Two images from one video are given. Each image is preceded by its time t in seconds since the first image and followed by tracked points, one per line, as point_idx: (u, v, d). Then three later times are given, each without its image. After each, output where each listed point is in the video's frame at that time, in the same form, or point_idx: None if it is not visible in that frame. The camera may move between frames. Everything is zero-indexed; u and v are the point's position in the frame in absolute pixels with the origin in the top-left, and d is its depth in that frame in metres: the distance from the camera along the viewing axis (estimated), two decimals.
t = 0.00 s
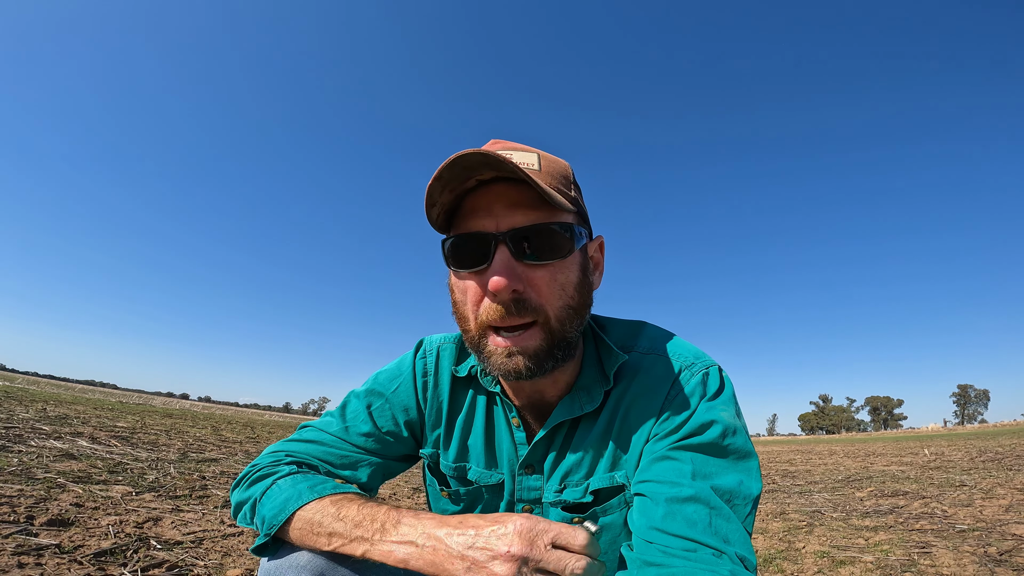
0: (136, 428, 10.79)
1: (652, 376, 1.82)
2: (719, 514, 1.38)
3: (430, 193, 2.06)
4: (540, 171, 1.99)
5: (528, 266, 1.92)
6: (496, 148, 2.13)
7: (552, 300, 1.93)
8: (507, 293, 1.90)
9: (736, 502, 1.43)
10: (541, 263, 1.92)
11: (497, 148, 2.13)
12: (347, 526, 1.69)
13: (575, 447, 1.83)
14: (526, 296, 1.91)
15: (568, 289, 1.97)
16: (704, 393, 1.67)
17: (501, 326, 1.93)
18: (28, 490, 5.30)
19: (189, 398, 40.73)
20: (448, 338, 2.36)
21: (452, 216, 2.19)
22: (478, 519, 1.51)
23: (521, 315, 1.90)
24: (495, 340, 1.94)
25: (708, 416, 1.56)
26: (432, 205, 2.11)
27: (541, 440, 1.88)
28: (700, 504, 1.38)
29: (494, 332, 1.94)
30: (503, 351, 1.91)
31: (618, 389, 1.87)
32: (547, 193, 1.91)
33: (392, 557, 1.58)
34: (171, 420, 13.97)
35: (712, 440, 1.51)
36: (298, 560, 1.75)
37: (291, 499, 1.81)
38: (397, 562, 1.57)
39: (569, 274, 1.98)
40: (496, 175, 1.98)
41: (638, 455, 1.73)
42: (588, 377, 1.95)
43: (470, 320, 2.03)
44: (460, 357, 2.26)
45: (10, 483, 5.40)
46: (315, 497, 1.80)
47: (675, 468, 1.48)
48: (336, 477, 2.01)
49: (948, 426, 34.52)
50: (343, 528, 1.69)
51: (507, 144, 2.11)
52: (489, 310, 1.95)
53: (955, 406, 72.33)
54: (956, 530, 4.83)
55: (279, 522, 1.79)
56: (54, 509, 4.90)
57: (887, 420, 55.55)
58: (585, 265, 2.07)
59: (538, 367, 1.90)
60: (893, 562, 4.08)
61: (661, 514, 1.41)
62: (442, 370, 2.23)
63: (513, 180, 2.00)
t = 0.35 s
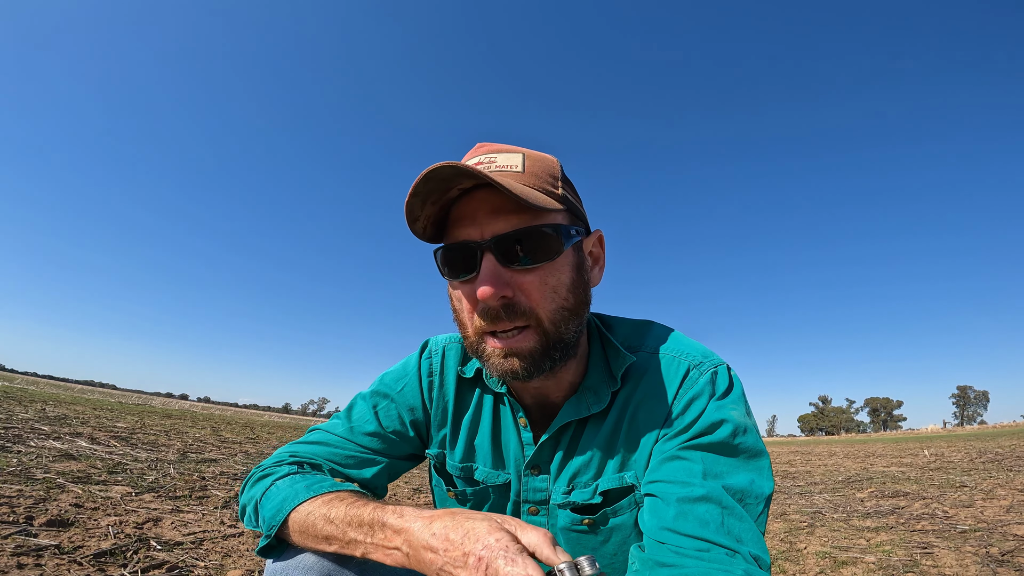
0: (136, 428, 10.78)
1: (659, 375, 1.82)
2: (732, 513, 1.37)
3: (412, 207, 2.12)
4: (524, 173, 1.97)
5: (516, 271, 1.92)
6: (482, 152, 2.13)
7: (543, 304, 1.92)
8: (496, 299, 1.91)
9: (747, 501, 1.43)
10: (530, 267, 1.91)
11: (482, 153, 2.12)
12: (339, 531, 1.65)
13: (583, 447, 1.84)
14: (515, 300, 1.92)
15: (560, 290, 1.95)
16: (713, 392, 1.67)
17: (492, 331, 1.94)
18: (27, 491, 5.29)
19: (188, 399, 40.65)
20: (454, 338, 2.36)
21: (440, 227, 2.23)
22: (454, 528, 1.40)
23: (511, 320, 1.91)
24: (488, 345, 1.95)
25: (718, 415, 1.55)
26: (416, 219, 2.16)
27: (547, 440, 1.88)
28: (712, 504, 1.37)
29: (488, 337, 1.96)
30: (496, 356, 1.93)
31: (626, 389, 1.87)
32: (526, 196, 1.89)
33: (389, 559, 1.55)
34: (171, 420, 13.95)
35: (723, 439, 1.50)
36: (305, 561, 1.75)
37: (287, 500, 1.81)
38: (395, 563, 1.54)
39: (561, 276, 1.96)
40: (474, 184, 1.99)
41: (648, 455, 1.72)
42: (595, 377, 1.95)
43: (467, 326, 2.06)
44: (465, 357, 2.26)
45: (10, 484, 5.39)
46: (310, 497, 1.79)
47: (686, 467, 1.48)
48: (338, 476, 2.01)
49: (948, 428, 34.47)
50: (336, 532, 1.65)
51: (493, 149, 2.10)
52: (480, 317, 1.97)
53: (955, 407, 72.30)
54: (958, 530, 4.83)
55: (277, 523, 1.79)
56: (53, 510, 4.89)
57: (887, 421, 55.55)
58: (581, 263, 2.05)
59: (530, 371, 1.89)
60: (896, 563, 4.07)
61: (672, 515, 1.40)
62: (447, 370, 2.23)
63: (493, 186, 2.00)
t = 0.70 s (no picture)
0: (134, 428, 10.76)
1: (655, 378, 1.80)
2: (724, 517, 1.36)
3: (401, 219, 2.13)
4: (513, 179, 1.97)
5: (505, 280, 1.91)
6: (471, 160, 2.12)
7: (533, 312, 1.91)
8: (486, 308, 1.90)
9: (740, 505, 1.42)
10: (519, 276, 1.91)
11: (471, 160, 2.12)
12: (324, 537, 1.64)
13: (576, 449, 1.82)
14: (505, 309, 1.91)
15: (550, 298, 1.94)
16: (708, 395, 1.65)
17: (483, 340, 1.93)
18: (24, 490, 5.27)
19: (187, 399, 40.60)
20: (448, 337, 2.35)
21: (431, 237, 2.24)
22: (438, 543, 1.39)
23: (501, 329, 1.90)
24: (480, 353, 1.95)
25: (712, 419, 1.54)
26: (405, 231, 2.18)
27: (540, 441, 1.87)
28: (705, 508, 1.36)
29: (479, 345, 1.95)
30: (487, 365, 1.93)
31: (620, 391, 1.86)
32: (513, 203, 1.88)
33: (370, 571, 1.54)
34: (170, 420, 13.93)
35: (717, 443, 1.49)
36: (294, 564, 1.74)
37: (275, 504, 1.80)
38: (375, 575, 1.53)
39: (551, 283, 1.95)
40: (462, 194, 2.00)
41: (642, 458, 1.70)
42: (589, 378, 1.94)
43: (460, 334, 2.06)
44: (459, 356, 2.24)
45: (6, 484, 5.38)
46: (297, 501, 1.78)
47: (679, 471, 1.47)
48: (329, 478, 1.99)
49: (948, 429, 34.44)
50: (321, 537, 1.64)
51: (482, 155, 2.10)
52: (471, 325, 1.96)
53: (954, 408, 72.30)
54: (956, 532, 4.82)
55: (265, 527, 1.78)
56: (49, 510, 4.87)
57: (886, 422, 55.59)
58: (572, 269, 2.03)
59: (520, 379, 1.89)
60: (893, 565, 4.06)
61: (664, 518, 1.39)
62: (441, 369, 2.22)
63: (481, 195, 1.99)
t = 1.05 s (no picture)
0: (133, 428, 10.77)
1: (657, 379, 1.80)
2: (726, 519, 1.36)
3: (402, 221, 2.14)
4: (514, 180, 1.97)
5: (507, 281, 1.91)
6: (471, 162, 2.12)
7: (535, 313, 1.91)
8: (488, 310, 1.90)
9: (742, 507, 1.42)
10: (521, 277, 1.90)
11: (471, 163, 2.12)
12: (329, 531, 1.64)
13: (578, 450, 1.82)
14: (507, 310, 1.91)
15: (552, 299, 1.94)
16: (710, 397, 1.65)
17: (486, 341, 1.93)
18: (23, 490, 5.27)
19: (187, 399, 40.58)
20: (451, 337, 2.35)
21: (432, 238, 2.25)
22: (442, 532, 1.40)
23: (504, 330, 1.89)
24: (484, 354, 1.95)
25: (715, 420, 1.54)
26: (406, 232, 2.19)
27: (541, 442, 1.86)
28: (706, 510, 1.36)
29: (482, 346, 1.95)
30: (489, 365, 1.93)
31: (623, 392, 1.85)
32: (514, 205, 1.87)
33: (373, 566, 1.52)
34: (168, 421, 13.94)
35: (719, 445, 1.49)
36: (295, 562, 1.74)
37: (278, 501, 1.80)
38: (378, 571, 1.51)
39: (552, 284, 1.95)
40: (462, 196, 2.00)
41: (644, 459, 1.70)
42: (591, 378, 1.94)
43: (463, 335, 2.06)
44: (462, 356, 2.24)
45: (5, 484, 5.37)
46: (301, 499, 1.78)
47: (681, 472, 1.46)
48: (332, 477, 1.99)
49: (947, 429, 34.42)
50: (326, 532, 1.64)
51: (483, 157, 2.10)
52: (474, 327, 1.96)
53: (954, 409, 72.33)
54: (955, 533, 4.81)
55: (268, 524, 1.78)
56: (48, 510, 4.87)
57: (885, 422, 55.66)
58: (574, 270, 2.03)
59: (523, 380, 1.89)
60: (892, 565, 4.06)
61: (666, 519, 1.39)
62: (443, 369, 2.22)
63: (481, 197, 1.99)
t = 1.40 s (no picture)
0: (132, 428, 10.75)
1: (661, 381, 1.79)
2: (730, 521, 1.36)
3: (397, 228, 2.16)
4: (509, 183, 1.96)
5: (503, 286, 1.90)
6: (466, 168, 2.13)
7: (532, 317, 1.90)
8: (484, 315, 1.90)
9: (746, 510, 1.42)
10: (517, 281, 1.90)
11: (467, 168, 2.13)
12: (327, 534, 1.63)
13: (582, 451, 1.81)
14: (503, 315, 1.90)
15: (549, 303, 1.93)
16: (715, 400, 1.64)
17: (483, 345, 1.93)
18: (21, 490, 5.26)
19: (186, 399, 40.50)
20: (455, 339, 2.35)
21: (430, 244, 2.26)
22: (436, 535, 1.39)
23: (500, 335, 1.89)
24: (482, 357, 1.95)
25: (720, 423, 1.53)
26: (403, 239, 2.20)
27: (545, 443, 1.86)
28: (711, 512, 1.36)
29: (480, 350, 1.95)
30: (488, 368, 1.94)
31: (628, 394, 1.85)
32: (506, 208, 1.87)
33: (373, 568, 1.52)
34: (167, 420, 13.93)
35: (724, 447, 1.48)
36: (297, 562, 1.73)
37: (280, 501, 1.79)
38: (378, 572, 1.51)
39: (550, 288, 1.94)
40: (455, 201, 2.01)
41: (649, 461, 1.70)
42: (595, 381, 1.94)
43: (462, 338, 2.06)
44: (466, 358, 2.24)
45: (4, 484, 5.36)
46: (303, 499, 1.77)
47: (685, 474, 1.46)
48: (334, 477, 1.99)
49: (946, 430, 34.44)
50: (325, 534, 1.64)
51: (479, 161, 2.10)
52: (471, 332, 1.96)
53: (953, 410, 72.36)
54: (954, 534, 4.81)
55: (270, 524, 1.78)
56: (46, 510, 4.85)
57: (885, 423, 55.61)
58: (572, 272, 2.02)
59: (522, 383, 1.89)
60: (892, 566, 4.05)
61: (670, 522, 1.39)
62: (447, 371, 2.22)
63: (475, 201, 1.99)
